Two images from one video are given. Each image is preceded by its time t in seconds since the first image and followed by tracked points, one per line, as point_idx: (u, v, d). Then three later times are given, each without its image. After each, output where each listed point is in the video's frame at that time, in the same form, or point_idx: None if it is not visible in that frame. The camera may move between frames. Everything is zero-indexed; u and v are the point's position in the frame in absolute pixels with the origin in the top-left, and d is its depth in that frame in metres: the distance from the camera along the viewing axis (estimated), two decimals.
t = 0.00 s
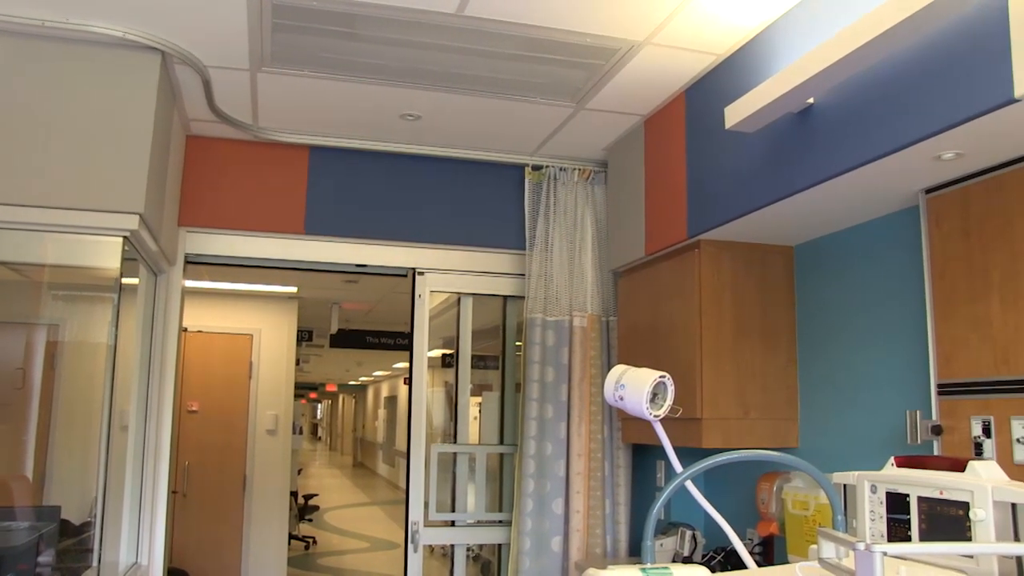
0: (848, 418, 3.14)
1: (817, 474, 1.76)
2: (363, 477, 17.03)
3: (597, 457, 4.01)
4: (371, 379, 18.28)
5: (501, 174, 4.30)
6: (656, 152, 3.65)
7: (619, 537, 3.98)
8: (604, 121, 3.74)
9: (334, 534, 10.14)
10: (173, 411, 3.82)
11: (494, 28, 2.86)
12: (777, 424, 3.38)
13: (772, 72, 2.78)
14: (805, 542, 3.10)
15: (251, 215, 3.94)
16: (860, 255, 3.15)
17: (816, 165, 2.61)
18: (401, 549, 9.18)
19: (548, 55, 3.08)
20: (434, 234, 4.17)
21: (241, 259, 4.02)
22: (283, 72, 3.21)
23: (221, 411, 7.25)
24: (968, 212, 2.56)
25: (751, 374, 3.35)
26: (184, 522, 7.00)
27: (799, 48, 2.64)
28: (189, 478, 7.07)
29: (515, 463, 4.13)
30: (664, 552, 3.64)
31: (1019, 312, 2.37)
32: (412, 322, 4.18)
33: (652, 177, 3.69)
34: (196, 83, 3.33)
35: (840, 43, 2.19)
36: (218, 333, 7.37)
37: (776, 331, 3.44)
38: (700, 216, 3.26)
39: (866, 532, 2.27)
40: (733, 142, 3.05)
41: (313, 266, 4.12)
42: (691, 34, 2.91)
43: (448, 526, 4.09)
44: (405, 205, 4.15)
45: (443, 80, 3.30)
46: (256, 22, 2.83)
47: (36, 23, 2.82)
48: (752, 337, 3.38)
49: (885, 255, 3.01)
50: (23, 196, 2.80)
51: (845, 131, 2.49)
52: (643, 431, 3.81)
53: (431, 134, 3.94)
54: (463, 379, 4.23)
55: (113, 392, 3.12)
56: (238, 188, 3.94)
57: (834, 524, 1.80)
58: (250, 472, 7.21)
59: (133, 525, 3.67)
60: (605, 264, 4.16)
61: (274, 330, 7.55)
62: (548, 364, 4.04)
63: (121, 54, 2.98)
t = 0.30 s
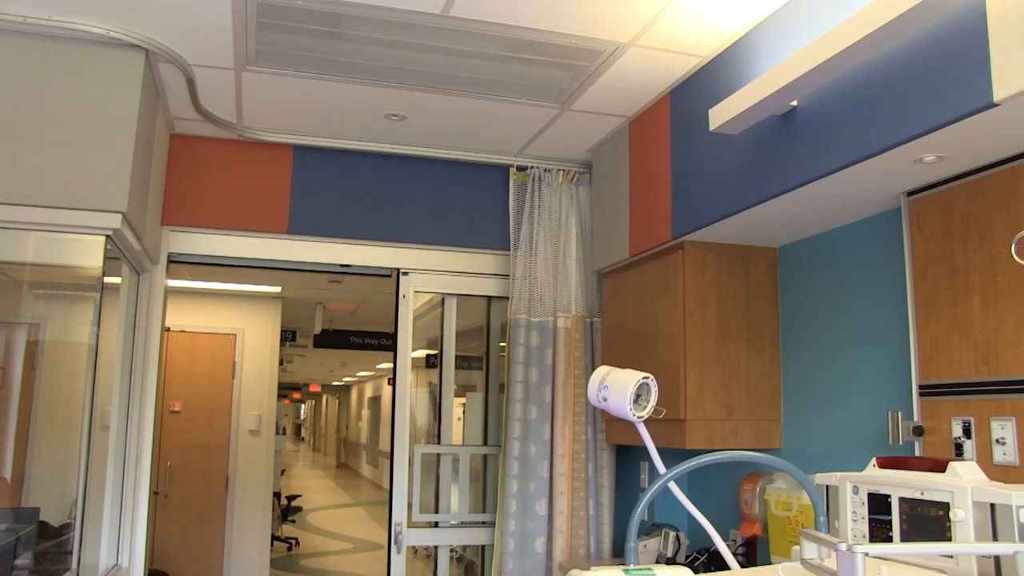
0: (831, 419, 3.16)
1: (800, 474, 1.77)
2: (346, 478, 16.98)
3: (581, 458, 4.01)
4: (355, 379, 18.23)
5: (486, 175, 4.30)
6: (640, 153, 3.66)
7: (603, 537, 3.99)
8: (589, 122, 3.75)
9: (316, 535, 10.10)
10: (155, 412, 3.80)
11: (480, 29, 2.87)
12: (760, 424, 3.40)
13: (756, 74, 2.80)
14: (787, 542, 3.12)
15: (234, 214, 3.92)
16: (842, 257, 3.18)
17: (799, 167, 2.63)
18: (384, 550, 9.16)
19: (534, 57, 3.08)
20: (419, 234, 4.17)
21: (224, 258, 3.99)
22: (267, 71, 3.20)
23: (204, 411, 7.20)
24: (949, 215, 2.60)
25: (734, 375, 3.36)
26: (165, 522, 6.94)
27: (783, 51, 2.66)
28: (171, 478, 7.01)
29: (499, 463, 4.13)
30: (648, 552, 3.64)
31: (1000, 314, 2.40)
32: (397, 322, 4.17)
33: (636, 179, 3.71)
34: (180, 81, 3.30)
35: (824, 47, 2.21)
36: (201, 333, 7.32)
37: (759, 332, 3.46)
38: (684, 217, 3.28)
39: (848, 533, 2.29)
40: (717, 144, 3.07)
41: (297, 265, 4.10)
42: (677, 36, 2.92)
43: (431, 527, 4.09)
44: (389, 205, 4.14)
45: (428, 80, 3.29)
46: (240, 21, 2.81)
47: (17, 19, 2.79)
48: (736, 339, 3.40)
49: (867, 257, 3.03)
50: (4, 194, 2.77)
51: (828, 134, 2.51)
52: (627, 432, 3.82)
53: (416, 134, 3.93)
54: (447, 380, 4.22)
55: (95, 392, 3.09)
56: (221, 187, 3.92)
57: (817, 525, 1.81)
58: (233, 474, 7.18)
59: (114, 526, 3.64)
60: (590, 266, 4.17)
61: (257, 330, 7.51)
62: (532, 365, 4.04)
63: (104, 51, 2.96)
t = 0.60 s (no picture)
0: (814, 435, 3.18)
1: (783, 490, 1.78)
2: (329, 494, 16.85)
3: (564, 474, 4.00)
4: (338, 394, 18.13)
5: (471, 190, 4.31)
6: (624, 169, 3.68)
7: (587, 553, 3.97)
8: (573, 138, 3.77)
9: (299, 551, 10.02)
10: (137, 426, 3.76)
11: (465, 45, 2.89)
12: (744, 440, 3.41)
13: (739, 92, 2.84)
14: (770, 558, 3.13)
15: (218, 228, 3.90)
16: (825, 274, 3.21)
17: (782, 185, 2.65)
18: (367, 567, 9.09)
19: (519, 73, 3.10)
20: (403, 249, 4.17)
21: (208, 272, 3.97)
22: (252, 85, 3.20)
23: (186, 426, 7.13)
24: (930, 232, 2.63)
25: (718, 391, 3.38)
26: (146, 537, 6.84)
27: (766, 69, 2.69)
28: (151, 491, 6.95)
29: (482, 479, 4.12)
30: (631, 569, 3.64)
31: (981, 331, 2.44)
32: (380, 338, 4.16)
33: (620, 195, 3.73)
34: (164, 95, 3.30)
35: (804, 67, 2.25)
36: (184, 347, 7.26)
37: (742, 348, 3.47)
38: (667, 234, 3.30)
39: (831, 549, 2.30)
40: (700, 161, 3.09)
41: (281, 280, 4.08)
42: (661, 53, 2.95)
43: (414, 543, 4.06)
44: (373, 220, 4.14)
45: (414, 95, 3.31)
46: (226, 35, 2.82)
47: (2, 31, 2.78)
48: (720, 355, 3.41)
49: (849, 275, 3.07)
50: None
51: (810, 152, 2.54)
52: (610, 447, 3.83)
53: (401, 149, 3.94)
54: (431, 395, 4.21)
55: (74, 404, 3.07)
56: (204, 200, 3.91)
57: (800, 541, 1.82)
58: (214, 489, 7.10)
59: (93, 542, 3.60)
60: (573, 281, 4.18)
61: (240, 344, 7.46)
62: (515, 381, 4.03)
63: (88, 63, 2.95)
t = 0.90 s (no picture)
0: (797, 449, 3.19)
1: (766, 504, 1.79)
2: (311, 507, 16.73)
3: (549, 488, 3.98)
4: (322, 408, 18.03)
5: (456, 204, 4.32)
6: (609, 184, 3.70)
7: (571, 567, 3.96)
8: (559, 152, 3.79)
9: (281, 565, 9.93)
10: (118, 438, 3.73)
11: (451, 59, 2.90)
12: (727, 454, 3.42)
13: (723, 108, 2.87)
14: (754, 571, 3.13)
15: (201, 240, 3.89)
16: (808, 288, 3.23)
17: (766, 200, 2.68)
18: None
19: (505, 87, 3.12)
20: (388, 262, 4.16)
21: (191, 285, 3.95)
22: (238, 97, 3.20)
23: (169, 439, 7.07)
24: (912, 248, 2.67)
25: (702, 404, 3.39)
26: (126, 551, 6.78)
27: (750, 85, 2.73)
28: (134, 505, 6.86)
29: (466, 492, 4.10)
30: None
31: (962, 345, 2.46)
32: (364, 351, 4.14)
33: (604, 210, 3.75)
34: (149, 106, 3.29)
35: (787, 84, 2.28)
36: (167, 359, 7.21)
37: (726, 362, 3.49)
38: (652, 248, 3.32)
39: (814, 562, 2.31)
40: (685, 176, 3.12)
41: (264, 292, 4.07)
42: (646, 69, 2.98)
43: (398, 557, 4.03)
44: (358, 233, 4.13)
45: (400, 109, 3.32)
46: (211, 47, 2.82)
47: None
48: (704, 369, 3.43)
49: (832, 290, 3.09)
50: None
51: (794, 168, 2.57)
52: (593, 461, 3.83)
53: (386, 162, 3.95)
54: (415, 408, 4.20)
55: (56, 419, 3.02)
56: (188, 212, 3.89)
57: (783, 555, 1.83)
58: (197, 503, 7.05)
59: (72, 556, 3.55)
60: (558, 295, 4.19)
61: (224, 357, 7.41)
62: (499, 395, 4.03)
63: (73, 74, 2.94)
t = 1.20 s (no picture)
0: (780, 461, 3.20)
1: (747, 516, 1.79)
2: (294, 520, 16.60)
3: (531, 500, 3.97)
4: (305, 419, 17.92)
5: (440, 215, 4.33)
6: (593, 196, 3.72)
7: None
8: (543, 164, 3.81)
9: None
10: (98, 449, 3.70)
11: (437, 71, 2.92)
12: (711, 466, 3.43)
13: (706, 121, 2.89)
14: None
15: (184, 250, 3.87)
16: (790, 301, 3.26)
17: (748, 213, 2.70)
18: None
19: (490, 99, 3.13)
20: (372, 273, 4.16)
21: (173, 295, 3.93)
22: (222, 107, 3.20)
23: (150, 450, 7.01)
24: (893, 261, 2.70)
25: (685, 417, 3.40)
26: (106, 564, 6.67)
27: (733, 99, 2.76)
28: (113, 517, 6.79)
29: (449, 504, 4.09)
30: None
31: (942, 359, 2.49)
32: (347, 361, 4.12)
33: (588, 222, 3.77)
34: (133, 116, 3.29)
35: (769, 98, 2.30)
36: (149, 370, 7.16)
37: (709, 374, 3.50)
38: (635, 260, 3.34)
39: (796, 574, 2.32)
40: (668, 189, 3.14)
41: (247, 303, 4.05)
42: (630, 82, 3.00)
43: (380, 569, 4.01)
44: (342, 244, 4.13)
45: (385, 120, 3.32)
46: (195, 56, 2.82)
47: None
48: (687, 382, 3.44)
49: (813, 303, 3.12)
50: None
51: (776, 181, 2.60)
52: (576, 473, 3.83)
53: (371, 173, 3.95)
54: (398, 420, 4.19)
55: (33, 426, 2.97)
56: (171, 222, 3.88)
57: (765, 567, 1.83)
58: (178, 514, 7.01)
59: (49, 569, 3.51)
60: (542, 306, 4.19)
61: (206, 367, 7.36)
62: (483, 406, 4.02)
63: (56, 82, 2.93)
